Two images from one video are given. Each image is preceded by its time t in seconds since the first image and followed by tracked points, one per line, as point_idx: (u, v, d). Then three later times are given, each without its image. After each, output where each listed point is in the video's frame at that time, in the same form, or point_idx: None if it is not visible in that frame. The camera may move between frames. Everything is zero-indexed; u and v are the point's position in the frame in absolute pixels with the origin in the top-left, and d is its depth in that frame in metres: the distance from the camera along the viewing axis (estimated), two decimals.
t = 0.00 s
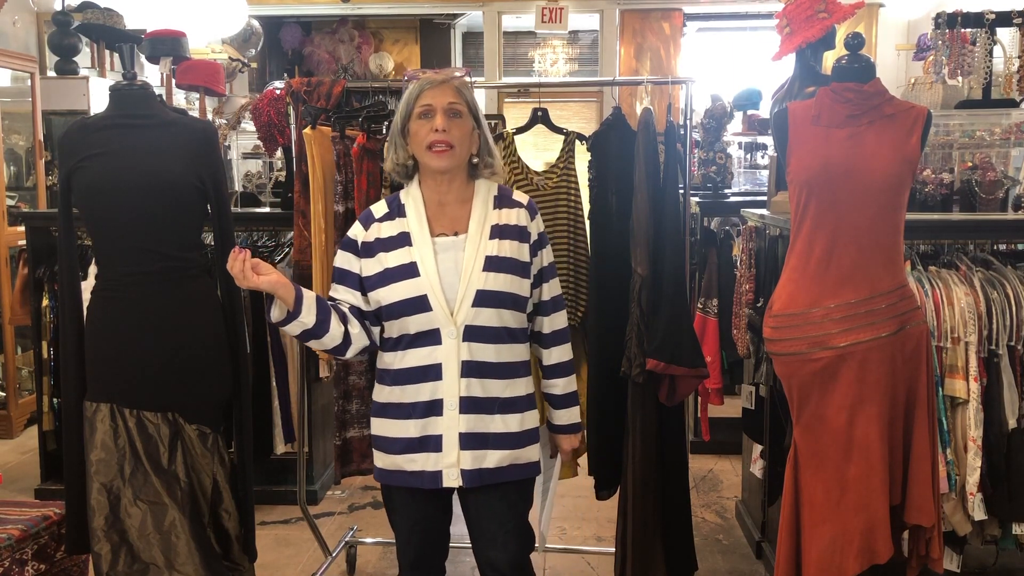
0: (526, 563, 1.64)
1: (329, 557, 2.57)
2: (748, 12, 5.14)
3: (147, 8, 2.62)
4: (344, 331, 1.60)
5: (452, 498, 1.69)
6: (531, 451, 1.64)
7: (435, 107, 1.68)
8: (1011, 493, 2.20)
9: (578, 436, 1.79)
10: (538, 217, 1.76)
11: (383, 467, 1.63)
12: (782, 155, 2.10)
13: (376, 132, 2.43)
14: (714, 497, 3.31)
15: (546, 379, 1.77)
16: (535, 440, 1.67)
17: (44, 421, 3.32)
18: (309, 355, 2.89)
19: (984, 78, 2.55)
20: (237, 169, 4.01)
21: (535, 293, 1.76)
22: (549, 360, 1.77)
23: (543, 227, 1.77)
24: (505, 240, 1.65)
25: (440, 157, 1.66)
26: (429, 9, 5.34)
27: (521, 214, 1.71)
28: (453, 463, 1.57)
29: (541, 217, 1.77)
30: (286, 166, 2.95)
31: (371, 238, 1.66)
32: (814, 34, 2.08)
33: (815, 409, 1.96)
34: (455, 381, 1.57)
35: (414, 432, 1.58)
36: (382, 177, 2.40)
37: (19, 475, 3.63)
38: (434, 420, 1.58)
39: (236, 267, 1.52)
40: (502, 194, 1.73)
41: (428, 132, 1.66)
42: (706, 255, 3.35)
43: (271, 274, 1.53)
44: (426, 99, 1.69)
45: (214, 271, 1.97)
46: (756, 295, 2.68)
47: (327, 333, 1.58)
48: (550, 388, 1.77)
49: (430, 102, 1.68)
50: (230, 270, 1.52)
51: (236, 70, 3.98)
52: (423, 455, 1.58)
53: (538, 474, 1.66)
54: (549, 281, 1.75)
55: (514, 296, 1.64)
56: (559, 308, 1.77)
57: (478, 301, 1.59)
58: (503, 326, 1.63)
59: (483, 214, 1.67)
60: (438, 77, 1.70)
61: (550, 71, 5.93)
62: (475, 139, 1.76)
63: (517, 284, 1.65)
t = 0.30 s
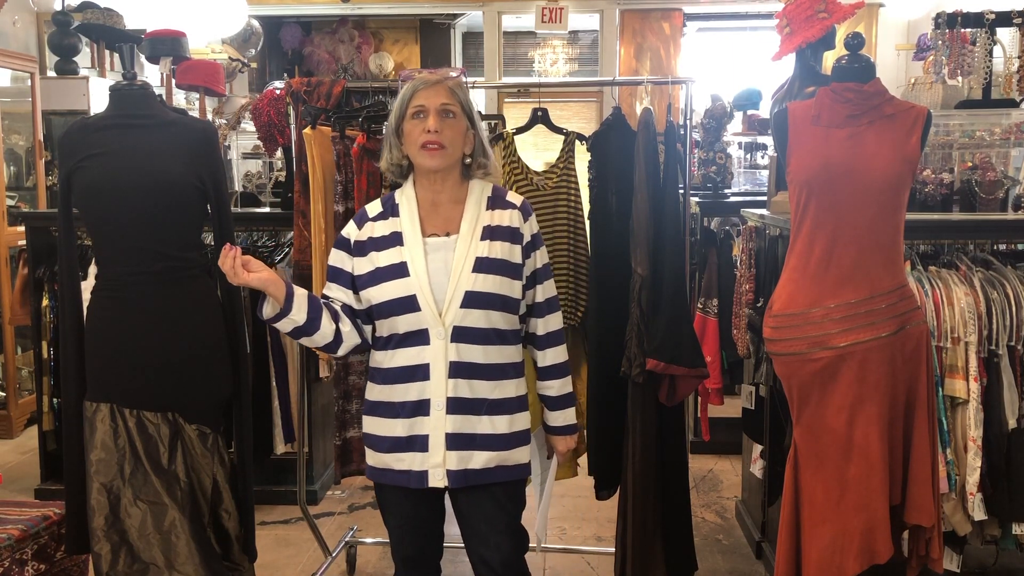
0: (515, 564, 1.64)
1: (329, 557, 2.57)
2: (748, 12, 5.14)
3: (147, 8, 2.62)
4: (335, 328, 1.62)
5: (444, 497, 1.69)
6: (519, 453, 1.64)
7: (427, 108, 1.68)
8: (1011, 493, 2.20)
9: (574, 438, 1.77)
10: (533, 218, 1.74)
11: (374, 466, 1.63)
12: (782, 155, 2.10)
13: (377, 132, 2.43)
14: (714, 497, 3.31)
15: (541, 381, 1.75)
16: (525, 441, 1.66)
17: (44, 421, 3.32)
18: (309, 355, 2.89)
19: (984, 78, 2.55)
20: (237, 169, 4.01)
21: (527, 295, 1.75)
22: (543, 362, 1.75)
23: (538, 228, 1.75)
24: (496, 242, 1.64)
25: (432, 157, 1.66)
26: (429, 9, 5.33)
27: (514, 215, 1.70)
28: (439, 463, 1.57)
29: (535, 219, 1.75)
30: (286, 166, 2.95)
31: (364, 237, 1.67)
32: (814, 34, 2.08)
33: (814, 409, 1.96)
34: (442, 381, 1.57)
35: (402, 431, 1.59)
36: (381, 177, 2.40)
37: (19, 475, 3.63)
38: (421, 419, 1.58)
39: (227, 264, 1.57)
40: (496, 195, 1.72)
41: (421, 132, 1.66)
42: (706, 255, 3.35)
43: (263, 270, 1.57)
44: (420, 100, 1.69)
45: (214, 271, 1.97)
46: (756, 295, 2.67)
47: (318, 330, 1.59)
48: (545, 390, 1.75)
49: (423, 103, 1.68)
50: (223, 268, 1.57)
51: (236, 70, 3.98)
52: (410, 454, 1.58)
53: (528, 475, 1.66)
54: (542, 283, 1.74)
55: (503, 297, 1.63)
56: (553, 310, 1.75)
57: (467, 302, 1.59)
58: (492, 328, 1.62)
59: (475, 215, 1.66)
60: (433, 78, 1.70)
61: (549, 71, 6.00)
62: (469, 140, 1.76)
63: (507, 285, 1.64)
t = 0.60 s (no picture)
0: (509, 564, 1.64)
1: (329, 557, 2.57)
2: (748, 12, 5.15)
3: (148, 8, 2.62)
4: (328, 325, 1.62)
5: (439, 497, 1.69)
6: (512, 454, 1.63)
7: (424, 108, 1.67)
8: (1011, 493, 2.20)
9: (572, 440, 1.76)
10: (530, 219, 1.72)
11: (369, 464, 1.64)
12: (782, 155, 2.10)
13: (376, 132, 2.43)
14: (714, 497, 3.31)
15: (538, 384, 1.75)
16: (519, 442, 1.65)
17: (44, 420, 3.32)
18: (309, 355, 2.89)
19: (984, 78, 2.56)
20: (237, 169, 4.01)
21: (523, 297, 1.74)
22: (540, 365, 1.74)
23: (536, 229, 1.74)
24: (490, 242, 1.63)
25: (428, 158, 1.66)
26: (429, 9, 5.33)
27: (509, 216, 1.68)
28: (429, 463, 1.57)
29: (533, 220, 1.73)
30: (286, 166, 2.95)
31: (359, 236, 1.69)
32: (814, 33, 2.08)
33: (814, 409, 1.96)
34: (432, 380, 1.57)
35: (393, 430, 1.59)
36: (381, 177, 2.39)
37: (19, 475, 3.63)
38: (411, 418, 1.58)
39: (221, 258, 1.57)
40: (492, 196, 1.71)
41: (417, 133, 1.66)
42: (706, 255, 3.35)
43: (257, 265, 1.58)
44: (417, 100, 1.68)
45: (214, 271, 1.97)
46: (756, 295, 2.67)
47: (311, 326, 1.60)
48: (542, 393, 1.74)
49: (420, 104, 1.68)
50: (218, 262, 1.58)
51: (236, 71, 3.98)
52: (402, 453, 1.59)
53: (522, 476, 1.65)
54: (538, 285, 1.73)
55: (495, 298, 1.62)
56: (550, 313, 1.74)
57: (457, 302, 1.59)
58: (483, 328, 1.61)
59: (470, 215, 1.66)
60: (431, 78, 1.69)
61: (550, 71, 5.98)
62: (467, 140, 1.76)
63: (500, 286, 1.63)
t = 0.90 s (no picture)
0: (512, 562, 1.64)
1: (329, 557, 2.57)
2: (748, 12, 5.14)
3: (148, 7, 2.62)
4: (329, 324, 1.62)
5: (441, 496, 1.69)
6: (513, 452, 1.63)
7: (424, 108, 1.67)
8: (1011, 493, 2.20)
9: (574, 439, 1.76)
10: (531, 216, 1.72)
11: (372, 463, 1.64)
12: (782, 155, 2.10)
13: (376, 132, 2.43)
14: (714, 497, 3.31)
15: (541, 382, 1.74)
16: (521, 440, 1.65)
17: (44, 420, 3.32)
18: (309, 355, 2.89)
19: (984, 78, 2.56)
20: (237, 169, 4.01)
21: (525, 294, 1.74)
22: (542, 362, 1.74)
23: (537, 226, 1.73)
24: (491, 240, 1.64)
25: (428, 158, 1.66)
26: (429, 9, 5.33)
27: (510, 214, 1.68)
28: (432, 460, 1.57)
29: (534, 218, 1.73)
30: (286, 166, 2.95)
31: (360, 235, 1.68)
32: (814, 33, 2.08)
33: (814, 409, 1.96)
34: (434, 378, 1.57)
35: (396, 428, 1.59)
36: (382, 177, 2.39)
37: (19, 475, 3.63)
38: (415, 416, 1.58)
39: (222, 257, 1.57)
40: (493, 194, 1.72)
41: (417, 133, 1.66)
42: (706, 255, 3.34)
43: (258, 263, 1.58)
44: (417, 101, 1.68)
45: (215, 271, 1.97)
46: (756, 295, 2.67)
47: (313, 325, 1.60)
48: (544, 391, 1.74)
49: (420, 103, 1.68)
50: (219, 262, 1.58)
51: (236, 70, 3.98)
52: (405, 451, 1.59)
53: (524, 474, 1.65)
54: (539, 282, 1.72)
55: (497, 295, 1.63)
56: (551, 310, 1.74)
57: (459, 299, 1.59)
58: (485, 325, 1.61)
59: (471, 213, 1.66)
60: (431, 78, 1.69)
61: (549, 71, 5.99)
62: (467, 140, 1.76)
63: (502, 283, 1.63)
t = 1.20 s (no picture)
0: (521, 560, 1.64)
1: (329, 556, 2.57)
2: (748, 12, 5.14)
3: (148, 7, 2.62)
4: (334, 326, 1.61)
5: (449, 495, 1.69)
6: (523, 449, 1.63)
7: (428, 107, 1.68)
8: (1011, 493, 2.20)
9: (580, 435, 1.77)
10: (533, 214, 1.75)
11: (381, 463, 1.63)
12: (782, 155, 2.10)
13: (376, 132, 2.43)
14: (714, 497, 3.31)
15: (545, 378, 1.75)
16: (529, 438, 1.66)
17: (44, 420, 3.32)
18: (308, 356, 2.89)
19: (984, 78, 2.56)
20: (237, 169, 4.01)
21: (529, 291, 1.74)
22: (546, 359, 1.75)
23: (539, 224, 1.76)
24: (497, 237, 1.64)
25: (432, 157, 1.65)
26: (429, 9, 5.33)
27: (514, 211, 1.70)
28: (445, 459, 1.57)
29: (536, 215, 1.75)
30: (286, 166, 2.95)
31: (364, 235, 1.67)
32: (814, 34, 2.08)
33: (814, 409, 1.96)
34: (445, 377, 1.57)
35: (408, 428, 1.59)
36: (382, 177, 2.39)
37: (19, 475, 3.63)
38: (426, 416, 1.58)
39: (227, 259, 1.55)
40: (496, 192, 1.73)
41: (421, 132, 1.66)
42: (706, 255, 3.34)
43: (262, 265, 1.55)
44: (419, 100, 1.69)
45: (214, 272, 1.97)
46: (756, 295, 2.67)
47: (318, 327, 1.59)
48: (549, 387, 1.75)
49: (423, 103, 1.68)
50: (223, 263, 1.56)
51: (237, 71, 3.98)
52: (417, 451, 1.58)
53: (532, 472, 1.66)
54: (543, 279, 1.73)
55: (505, 292, 1.63)
56: (555, 306, 1.75)
57: (468, 297, 1.59)
58: (494, 323, 1.62)
59: (475, 211, 1.66)
60: (433, 78, 1.70)
61: (550, 71, 5.99)
62: (469, 138, 1.76)
63: (509, 280, 1.64)
